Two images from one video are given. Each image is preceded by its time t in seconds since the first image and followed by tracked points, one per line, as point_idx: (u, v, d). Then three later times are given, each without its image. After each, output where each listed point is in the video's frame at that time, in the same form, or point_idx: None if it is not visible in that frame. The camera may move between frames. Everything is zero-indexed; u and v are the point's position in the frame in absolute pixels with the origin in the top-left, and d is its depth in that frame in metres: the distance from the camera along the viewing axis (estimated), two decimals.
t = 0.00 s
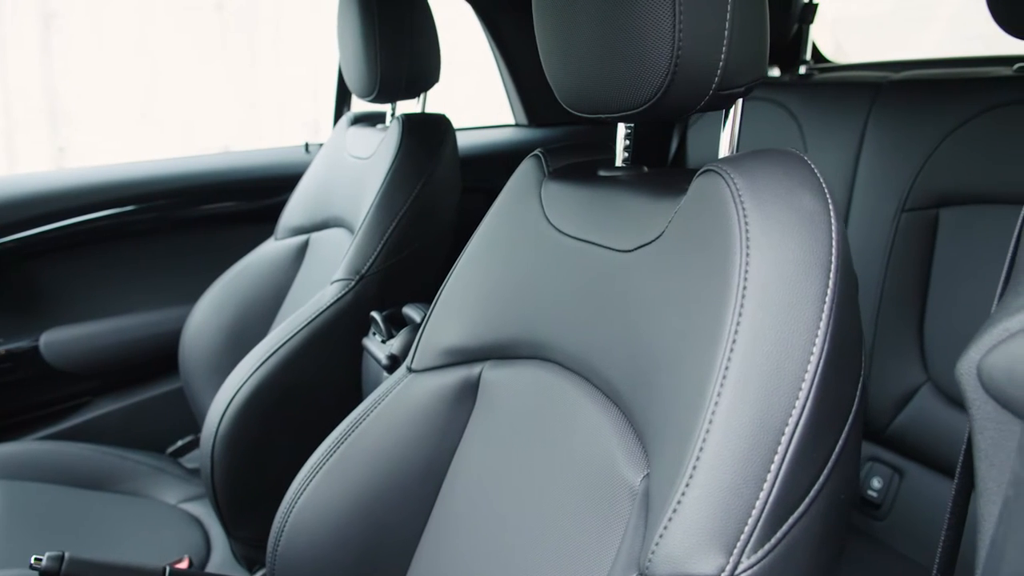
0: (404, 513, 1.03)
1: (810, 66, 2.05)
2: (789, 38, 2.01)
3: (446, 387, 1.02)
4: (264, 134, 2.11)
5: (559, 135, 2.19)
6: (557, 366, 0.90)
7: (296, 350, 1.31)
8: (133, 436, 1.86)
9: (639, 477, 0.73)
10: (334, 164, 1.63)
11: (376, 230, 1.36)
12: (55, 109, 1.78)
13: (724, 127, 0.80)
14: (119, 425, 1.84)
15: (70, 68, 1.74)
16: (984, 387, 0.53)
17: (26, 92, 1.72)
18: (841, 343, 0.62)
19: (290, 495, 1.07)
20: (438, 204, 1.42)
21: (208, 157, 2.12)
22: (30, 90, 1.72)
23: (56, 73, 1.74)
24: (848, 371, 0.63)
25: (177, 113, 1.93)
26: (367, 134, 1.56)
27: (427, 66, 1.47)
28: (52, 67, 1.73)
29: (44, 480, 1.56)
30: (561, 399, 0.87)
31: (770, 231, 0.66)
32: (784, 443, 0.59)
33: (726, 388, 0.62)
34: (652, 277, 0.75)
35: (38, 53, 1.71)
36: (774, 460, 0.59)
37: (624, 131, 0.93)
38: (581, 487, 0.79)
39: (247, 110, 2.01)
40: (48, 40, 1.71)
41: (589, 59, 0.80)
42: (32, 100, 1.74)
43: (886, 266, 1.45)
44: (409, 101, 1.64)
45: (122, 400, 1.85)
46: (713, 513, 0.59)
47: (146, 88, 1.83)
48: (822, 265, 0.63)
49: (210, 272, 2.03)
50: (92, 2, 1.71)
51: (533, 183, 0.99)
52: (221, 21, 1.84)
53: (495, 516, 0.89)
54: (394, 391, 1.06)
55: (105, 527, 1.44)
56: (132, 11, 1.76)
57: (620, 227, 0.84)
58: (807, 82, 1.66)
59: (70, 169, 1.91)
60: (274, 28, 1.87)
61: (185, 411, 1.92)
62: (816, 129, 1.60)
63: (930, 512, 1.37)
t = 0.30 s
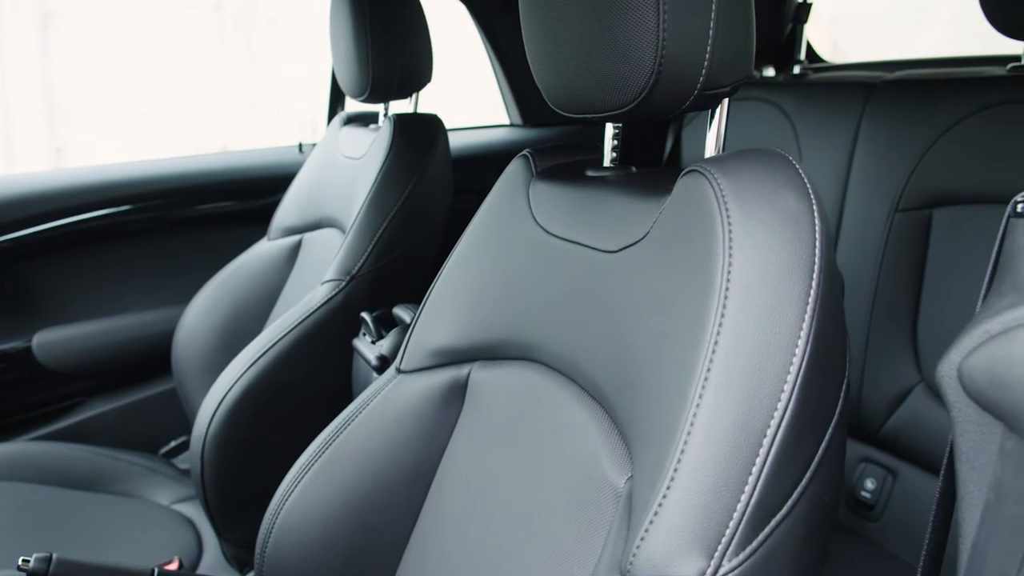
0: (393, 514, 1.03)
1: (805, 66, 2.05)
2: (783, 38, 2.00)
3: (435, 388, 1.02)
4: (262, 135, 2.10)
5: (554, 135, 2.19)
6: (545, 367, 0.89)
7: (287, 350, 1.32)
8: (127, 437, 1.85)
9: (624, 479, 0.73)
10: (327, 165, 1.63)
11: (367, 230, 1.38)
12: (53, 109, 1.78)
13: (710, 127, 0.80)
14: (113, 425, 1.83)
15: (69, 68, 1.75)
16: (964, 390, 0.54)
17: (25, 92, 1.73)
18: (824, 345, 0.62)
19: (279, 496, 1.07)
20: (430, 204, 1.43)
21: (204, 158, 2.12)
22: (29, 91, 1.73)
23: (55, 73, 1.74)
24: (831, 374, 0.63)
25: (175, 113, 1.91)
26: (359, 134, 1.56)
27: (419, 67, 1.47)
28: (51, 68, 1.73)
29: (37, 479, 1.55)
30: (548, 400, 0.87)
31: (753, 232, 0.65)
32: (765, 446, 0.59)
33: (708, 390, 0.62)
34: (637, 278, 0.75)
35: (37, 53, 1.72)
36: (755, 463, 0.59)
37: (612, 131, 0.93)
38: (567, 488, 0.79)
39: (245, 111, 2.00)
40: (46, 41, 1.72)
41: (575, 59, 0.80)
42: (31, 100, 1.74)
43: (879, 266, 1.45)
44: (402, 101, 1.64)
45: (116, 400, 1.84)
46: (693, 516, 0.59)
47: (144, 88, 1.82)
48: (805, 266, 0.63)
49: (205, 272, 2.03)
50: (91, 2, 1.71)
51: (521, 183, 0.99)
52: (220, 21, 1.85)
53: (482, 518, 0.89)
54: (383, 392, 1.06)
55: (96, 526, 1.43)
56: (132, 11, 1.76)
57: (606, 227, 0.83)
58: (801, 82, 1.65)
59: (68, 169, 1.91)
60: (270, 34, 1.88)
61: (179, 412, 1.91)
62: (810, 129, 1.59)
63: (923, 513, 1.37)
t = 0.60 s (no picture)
0: (383, 515, 1.02)
1: (798, 66, 2.04)
2: (777, 38, 2.01)
3: (424, 389, 1.01)
4: (260, 135, 2.10)
5: (549, 134, 2.19)
6: (532, 368, 0.89)
7: (278, 350, 1.33)
8: (121, 438, 1.84)
9: (608, 481, 0.73)
10: (320, 165, 1.63)
11: (358, 231, 1.39)
12: (51, 109, 1.77)
13: (697, 127, 0.79)
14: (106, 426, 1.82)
15: (66, 70, 1.75)
16: (946, 391, 0.54)
17: (23, 94, 1.73)
18: (807, 347, 0.61)
19: (267, 498, 1.07)
20: (422, 205, 1.44)
21: (199, 158, 2.12)
22: (27, 90, 1.73)
23: (53, 74, 1.74)
24: (815, 375, 0.62)
25: (172, 113, 1.91)
26: (352, 134, 1.56)
27: (411, 67, 1.47)
28: (49, 68, 1.73)
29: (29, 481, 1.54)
30: (535, 402, 0.86)
31: (736, 232, 0.65)
32: (747, 448, 0.59)
33: (690, 391, 0.61)
34: (622, 279, 0.74)
35: (33, 54, 1.71)
36: (738, 465, 0.58)
37: (600, 131, 0.92)
38: (552, 490, 0.79)
39: (243, 111, 1.99)
40: (44, 40, 1.71)
41: (562, 59, 0.79)
42: (29, 101, 1.74)
43: (873, 267, 1.45)
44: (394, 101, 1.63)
45: (110, 401, 1.84)
46: (674, 518, 0.58)
47: (142, 89, 1.82)
48: (789, 267, 0.63)
49: (199, 271, 2.03)
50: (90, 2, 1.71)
51: (509, 183, 0.98)
52: (218, 21, 1.83)
53: (469, 520, 0.89)
54: (373, 392, 1.05)
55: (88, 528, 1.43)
56: (127, 11, 1.75)
57: (593, 227, 0.83)
58: (795, 82, 1.65)
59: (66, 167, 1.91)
60: (270, 33, 1.87)
61: (173, 413, 1.90)
62: (803, 129, 1.59)
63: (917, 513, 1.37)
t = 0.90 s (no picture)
0: (371, 517, 1.02)
1: (794, 65, 2.04)
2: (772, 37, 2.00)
3: (412, 390, 1.01)
4: (257, 134, 2.07)
5: (545, 134, 2.18)
6: (520, 369, 0.89)
7: (269, 350, 1.34)
8: (115, 439, 1.84)
9: (592, 483, 0.73)
10: (313, 165, 1.63)
11: (348, 232, 1.39)
12: (48, 109, 1.78)
13: (683, 126, 0.79)
14: (100, 427, 1.82)
15: (62, 70, 1.75)
16: (925, 393, 0.55)
17: (19, 94, 1.74)
18: (790, 348, 0.61)
19: (256, 499, 1.07)
20: (414, 205, 1.44)
21: (194, 158, 2.12)
22: (23, 88, 1.73)
23: (49, 75, 1.74)
24: (798, 377, 0.62)
25: (170, 112, 1.90)
26: (344, 134, 1.56)
27: (403, 67, 1.46)
28: (46, 69, 1.74)
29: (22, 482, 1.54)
30: (522, 403, 0.86)
31: (719, 232, 0.64)
32: (729, 450, 0.58)
33: (672, 393, 0.61)
34: (607, 280, 0.74)
35: (28, 56, 1.71)
36: (719, 468, 0.58)
37: (587, 131, 0.91)
38: (537, 492, 0.79)
39: (242, 110, 1.98)
40: (41, 39, 1.70)
41: (547, 58, 0.79)
42: (26, 102, 1.74)
43: (866, 267, 1.44)
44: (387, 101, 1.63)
45: (103, 401, 1.83)
46: (654, 521, 0.58)
47: (141, 89, 1.82)
48: (772, 268, 0.62)
49: (193, 271, 2.02)
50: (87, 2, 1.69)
51: (497, 184, 0.98)
52: (215, 20, 1.81)
53: (456, 521, 0.88)
54: (362, 392, 1.05)
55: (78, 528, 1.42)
56: (124, 12, 1.73)
57: (579, 228, 0.82)
58: (789, 82, 1.64)
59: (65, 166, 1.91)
60: (268, 29, 1.84)
61: (168, 414, 1.90)
62: (797, 129, 1.58)
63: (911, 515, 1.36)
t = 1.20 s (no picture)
0: (360, 519, 1.01)
1: (789, 65, 2.03)
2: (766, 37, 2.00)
3: (401, 392, 1.00)
4: (255, 134, 2.06)
5: (540, 134, 2.18)
6: (508, 371, 0.88)
7: (260, 350, 1.34)
8: (109, 440, 1.83)
9: (577, 485, 0.73)
10: (306, 165, 1.63)
11: (340, 232, 1.40)
12: (45, 109, 1.78)
13: (669, 126, 0.78)
14: (94, 428, 1.82)
15: (60, 70, 1.75)
16: (907, 396, 0.55)
17: (16, 92, 1.74)
18: (773, 350, 0.61)
19: (245, 500, 1.07)
20: (406, 205, 1.45)
21: (190, 158, 2.12)
22: (22, 89, 1.74)
23: (47, 75, 1.75)
24: (782, 378, 0.61)
25: (167, 112, 1.90)
26: (337, 134, 1.56)
27: (395, 66, 1.46)
28: (44, 70, 1.74)
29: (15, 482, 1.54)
30: (509, 404, 0.85)
31: (703, 233, 0.64)
32: (712, 452, 0.58)
33: (654, 395, 0.60)
34: (592, 280, 0.74)
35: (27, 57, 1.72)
36: (701, 471, 0.57)
37: (575, 131, 0.91)
38: (522, 493, 0.78)
39: (241, 110, 1.97)
40: (39, 40, 1.70)
41: (533, 59, 0.78)
42: (24, 102, 1.76)
43: (860, 267, 1.44)
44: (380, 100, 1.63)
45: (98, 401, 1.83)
46: (635, 524, 0.58)
47: (141, 89, 1.82)
48: (755, 269, 0.62)
49: (188, 271, 2.02)
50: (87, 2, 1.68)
51: (486, 184, 0.98)
52: (213, 20, 1.81)
53: (443, 522, 0.88)
54: (351, 393, 1.04)
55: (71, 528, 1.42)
56: (124, 12, 1.72)
57: (566, 228, 0.82)
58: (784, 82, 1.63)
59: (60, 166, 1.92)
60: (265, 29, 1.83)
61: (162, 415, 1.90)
62: (792, 129, 1.58)
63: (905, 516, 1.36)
